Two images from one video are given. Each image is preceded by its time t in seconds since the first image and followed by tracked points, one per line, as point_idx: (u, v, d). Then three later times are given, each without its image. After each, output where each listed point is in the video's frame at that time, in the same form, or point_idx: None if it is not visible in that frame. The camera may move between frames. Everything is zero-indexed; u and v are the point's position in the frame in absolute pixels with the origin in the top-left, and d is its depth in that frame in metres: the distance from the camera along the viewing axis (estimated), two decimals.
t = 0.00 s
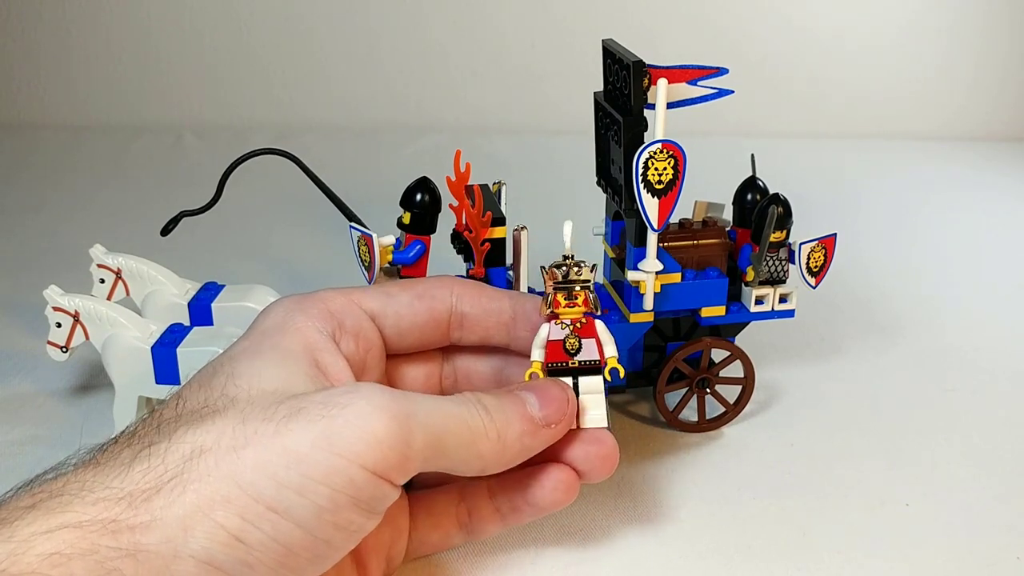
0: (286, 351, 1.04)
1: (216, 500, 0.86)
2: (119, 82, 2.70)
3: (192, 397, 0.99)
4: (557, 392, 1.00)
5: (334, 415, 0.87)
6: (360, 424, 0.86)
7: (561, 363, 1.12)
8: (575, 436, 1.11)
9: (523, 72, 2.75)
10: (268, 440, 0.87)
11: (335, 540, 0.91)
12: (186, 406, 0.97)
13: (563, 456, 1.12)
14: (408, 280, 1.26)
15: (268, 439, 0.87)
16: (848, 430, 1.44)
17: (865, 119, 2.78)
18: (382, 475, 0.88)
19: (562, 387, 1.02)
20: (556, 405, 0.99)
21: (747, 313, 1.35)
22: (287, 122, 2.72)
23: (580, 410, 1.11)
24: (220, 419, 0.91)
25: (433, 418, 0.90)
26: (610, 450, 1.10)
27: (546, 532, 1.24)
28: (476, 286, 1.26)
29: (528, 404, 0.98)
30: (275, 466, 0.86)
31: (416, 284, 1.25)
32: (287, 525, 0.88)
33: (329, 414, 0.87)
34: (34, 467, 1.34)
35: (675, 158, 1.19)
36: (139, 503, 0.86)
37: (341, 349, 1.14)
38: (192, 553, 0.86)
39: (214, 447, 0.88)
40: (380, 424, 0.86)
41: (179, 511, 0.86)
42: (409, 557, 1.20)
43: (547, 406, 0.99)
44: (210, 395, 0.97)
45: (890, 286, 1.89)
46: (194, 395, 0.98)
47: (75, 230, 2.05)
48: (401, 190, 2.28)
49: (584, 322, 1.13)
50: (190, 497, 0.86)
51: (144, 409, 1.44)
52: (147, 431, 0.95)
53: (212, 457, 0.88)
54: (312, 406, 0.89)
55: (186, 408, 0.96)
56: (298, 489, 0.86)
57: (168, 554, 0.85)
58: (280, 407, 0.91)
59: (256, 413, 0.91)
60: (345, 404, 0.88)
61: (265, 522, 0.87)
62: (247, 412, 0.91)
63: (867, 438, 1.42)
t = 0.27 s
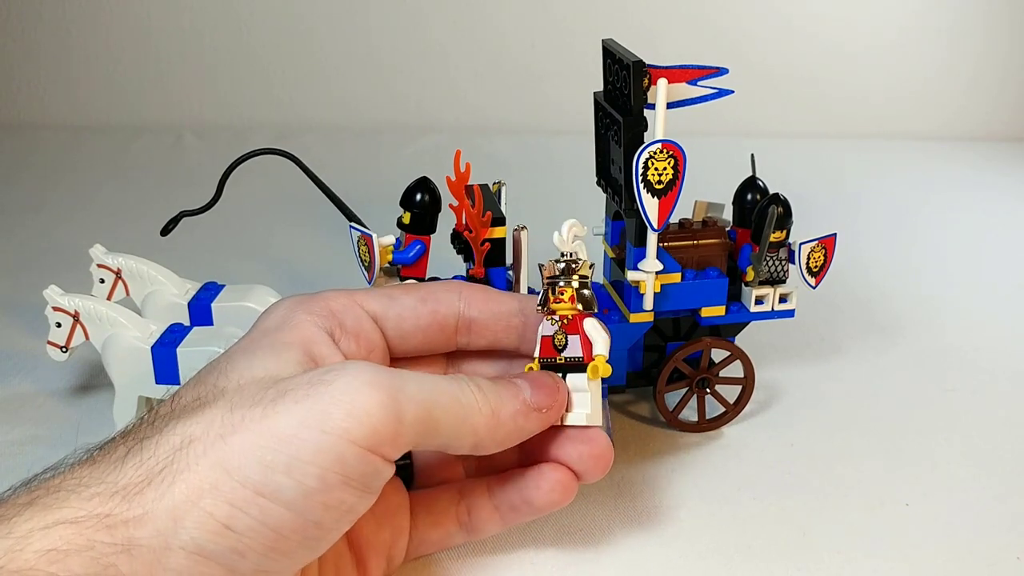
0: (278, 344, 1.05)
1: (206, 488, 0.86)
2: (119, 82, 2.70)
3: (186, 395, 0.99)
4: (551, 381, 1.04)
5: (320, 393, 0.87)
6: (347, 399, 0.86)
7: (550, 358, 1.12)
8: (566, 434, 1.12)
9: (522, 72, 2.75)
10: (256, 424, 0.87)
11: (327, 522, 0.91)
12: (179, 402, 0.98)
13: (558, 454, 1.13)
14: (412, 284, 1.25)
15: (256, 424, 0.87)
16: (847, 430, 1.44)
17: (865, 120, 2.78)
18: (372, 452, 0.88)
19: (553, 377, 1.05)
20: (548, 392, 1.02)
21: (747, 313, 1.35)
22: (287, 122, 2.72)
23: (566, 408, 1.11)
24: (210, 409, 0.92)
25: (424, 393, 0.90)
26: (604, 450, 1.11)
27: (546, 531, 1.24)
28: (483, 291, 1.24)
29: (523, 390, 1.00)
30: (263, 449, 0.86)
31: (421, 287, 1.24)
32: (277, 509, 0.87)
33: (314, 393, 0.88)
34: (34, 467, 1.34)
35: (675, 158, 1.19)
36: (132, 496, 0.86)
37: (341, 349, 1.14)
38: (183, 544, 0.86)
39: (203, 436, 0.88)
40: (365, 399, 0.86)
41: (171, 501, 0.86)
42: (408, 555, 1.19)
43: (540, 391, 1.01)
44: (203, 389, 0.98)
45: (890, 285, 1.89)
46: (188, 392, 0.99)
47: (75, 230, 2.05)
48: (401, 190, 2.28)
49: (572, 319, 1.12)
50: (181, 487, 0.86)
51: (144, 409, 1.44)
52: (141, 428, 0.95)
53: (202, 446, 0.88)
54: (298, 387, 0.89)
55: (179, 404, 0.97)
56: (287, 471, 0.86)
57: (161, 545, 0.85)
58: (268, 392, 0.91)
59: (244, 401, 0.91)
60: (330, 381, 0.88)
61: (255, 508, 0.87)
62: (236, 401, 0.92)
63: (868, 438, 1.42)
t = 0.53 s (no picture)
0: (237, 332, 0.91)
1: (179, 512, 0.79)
2: (119, 82, 2.70)
3: (151, 389, 0.88)
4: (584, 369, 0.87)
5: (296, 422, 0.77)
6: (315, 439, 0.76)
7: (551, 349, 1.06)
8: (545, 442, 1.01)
9: (523, 72, 2.75)
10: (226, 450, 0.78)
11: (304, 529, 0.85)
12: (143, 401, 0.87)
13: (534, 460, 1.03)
14: (365, 236, 1.12)
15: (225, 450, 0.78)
16: (848, 430, 1.45)
17: (865, 119, 2.78)
18: (341, 486, 0.81)
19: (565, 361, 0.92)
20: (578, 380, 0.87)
21: (747, 313, 1.35)
22: (287, 121, 2.72)
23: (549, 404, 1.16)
24: (175, 426, 0.81)
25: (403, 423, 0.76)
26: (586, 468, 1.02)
27: (546, 531, 1.24)
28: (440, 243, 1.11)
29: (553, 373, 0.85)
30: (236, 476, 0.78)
31: (376, 243, 1.10)
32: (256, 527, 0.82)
33: (288, 420, 0.77)
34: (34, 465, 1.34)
35: (675, 157, 1.19)
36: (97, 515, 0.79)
37: (298, 317, 1.00)
38: (158, 562, 0.80)
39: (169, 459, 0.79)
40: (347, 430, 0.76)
41: (138, 527, 0.79)
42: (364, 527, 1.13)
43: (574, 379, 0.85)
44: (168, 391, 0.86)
45: (890, 285, 1.89)
46: (153, 386, 0.88)
47: (75, 230, 2.05)
48: (401, 190, 2.28)
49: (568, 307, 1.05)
50: (147, 515, 0.79)
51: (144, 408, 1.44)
52: (101, 432, 0.85)
53: (168, 469, 0.79)
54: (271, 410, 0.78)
55: (143, 407, 0.86)
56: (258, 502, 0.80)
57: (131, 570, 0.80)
58: (229, 411, 0.80)
59: (211, 418, 0.81)
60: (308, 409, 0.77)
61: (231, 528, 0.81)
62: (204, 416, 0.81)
63: (868, 438, 1.42)
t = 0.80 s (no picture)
0: (234, 322, 0.91)
1: (174, 504, 0.77)
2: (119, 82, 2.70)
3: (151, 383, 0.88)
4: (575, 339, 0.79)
5: (286, 417, 0.77)
6: (313, 419, 0.76)
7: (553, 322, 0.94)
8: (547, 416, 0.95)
9: (523, 71, 2.75)
10: (220, 443, 0.78)
11: (297, 534, 0.84)
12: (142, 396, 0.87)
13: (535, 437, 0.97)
14: (365, 228, 1.09)
15: (219, 442, 0.78)
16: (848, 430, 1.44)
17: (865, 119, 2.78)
18: (343, 472, 0.80)
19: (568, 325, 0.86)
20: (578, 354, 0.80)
21: (747, 313, 1.35)
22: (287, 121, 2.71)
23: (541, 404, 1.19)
24: (172, 419, 0.81)
25: (399, 404, 0.75)
26: (592, 438, 0.95)
27: (546, 532, 1.24)
28: (442, 229, 1.07)
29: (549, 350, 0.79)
30: (230, 469, 0.77)
31: (374, 234, 1.07)
32: (248, 526, 0.80)
33: (280, 413, 0.77)
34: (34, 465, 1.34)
35: (675, 157, 1.19)
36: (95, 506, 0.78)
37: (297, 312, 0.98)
38: (157, 556, 0.78)
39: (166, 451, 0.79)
40: (337, 424, 0.76)
41: (135, 516, 0.77)
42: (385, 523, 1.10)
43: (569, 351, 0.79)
44: (166, 385, 0.86)
45: (890, 285, 1.89)
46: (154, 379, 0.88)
47: (75, 230, 2.05)
48: (401, 190, 2.28)
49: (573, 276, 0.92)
50: (149, 501, 0.77)
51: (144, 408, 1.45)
52: (101, 427, 0.85)
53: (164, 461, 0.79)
54: (262, 405, 0.78)
55: (142, 401, 0.86)
56: (260, 488, 0.78)
57: (131, 559, 0.77)
58: (230, 402, 0.80)
59: (207, 411, 0.81)
60: (298, 403, 0.77)
61: (223, 525, 0.79)
62: (199, 411, 0.81)
63: (867, 438, 1.42)
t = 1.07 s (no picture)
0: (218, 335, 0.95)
1: (152, 502, 0.78)
2: (119, 82, 2.70)
3: (133, 392, 0.90)
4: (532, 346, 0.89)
5: (263, 413, 0.79)
6: (288, 421, 0.78)
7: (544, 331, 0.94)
8: (539, 412, 0.98)
9: (523, 71, 2.75)
10: (199, 441, 0.79)
11: (279, 536, 0.84)
12: (125, 404, 0.89)
13: (527, 431, 0.99)
14: (349, 250, 1.10)
15: (198, 440, 0.79)
16: (847, 429, 1.45)
17: (865, 119, 2.78)
18: (321, 472, 0.81)
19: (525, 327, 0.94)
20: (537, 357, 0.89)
21: (747, 313, 1.35)
22: (287, 121, 2.71)
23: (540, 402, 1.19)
24: (153, 421, 0.83)
25: (370, 407, 0.80)
26: (583, 431, 0.96)
27: (546, 532, 1.24)
28: (424, 251, 1.08)
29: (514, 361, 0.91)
30: (209, 466, 0.78)
31: (358, 255, 1.08)
32: (228, 524, 0.80)
33: (259, 412, 0.79)
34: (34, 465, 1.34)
35: (675, 157, 1.19)
36: (76, 506, 0.79)
37: (279, 330, 1.01)
38: (138, 554, 0.78)
39: (146, 450, 0.81)
40: (311, 420, 0.78)
41: (116, 513, 0.78)
42: (376, 538, 1.10)
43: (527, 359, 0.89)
44: (149, 391, 0.89)
45: (890, 286, 1.89)
46: (137, 388, 0.91)
47: (76, 229, 2.05)
48: (401, 190, 2.28)
49: (557, 291, 0.90)
50: (127, 500, 0.79)
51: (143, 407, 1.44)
52: (86, 432, 0.87)
53: (145, 460, 0.80)
54: (241, 405, 0.81)
55: (126, 406, 0.88)
56: (241, 486, 0.79)
57: (111, 558, 0.78)
58: (210, 405, 0.82)
59: (188, 412, 0.83)
60: (274, 401, 0.79)
61: (203, 523, 0.80)
62: (180, 414, 0.83)
63: (868, 439, 1.42)
